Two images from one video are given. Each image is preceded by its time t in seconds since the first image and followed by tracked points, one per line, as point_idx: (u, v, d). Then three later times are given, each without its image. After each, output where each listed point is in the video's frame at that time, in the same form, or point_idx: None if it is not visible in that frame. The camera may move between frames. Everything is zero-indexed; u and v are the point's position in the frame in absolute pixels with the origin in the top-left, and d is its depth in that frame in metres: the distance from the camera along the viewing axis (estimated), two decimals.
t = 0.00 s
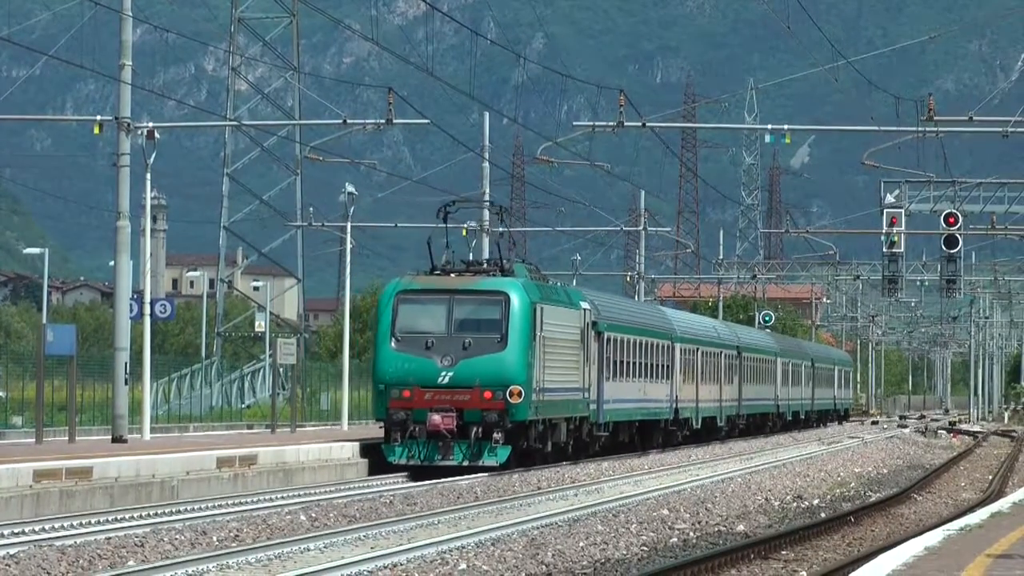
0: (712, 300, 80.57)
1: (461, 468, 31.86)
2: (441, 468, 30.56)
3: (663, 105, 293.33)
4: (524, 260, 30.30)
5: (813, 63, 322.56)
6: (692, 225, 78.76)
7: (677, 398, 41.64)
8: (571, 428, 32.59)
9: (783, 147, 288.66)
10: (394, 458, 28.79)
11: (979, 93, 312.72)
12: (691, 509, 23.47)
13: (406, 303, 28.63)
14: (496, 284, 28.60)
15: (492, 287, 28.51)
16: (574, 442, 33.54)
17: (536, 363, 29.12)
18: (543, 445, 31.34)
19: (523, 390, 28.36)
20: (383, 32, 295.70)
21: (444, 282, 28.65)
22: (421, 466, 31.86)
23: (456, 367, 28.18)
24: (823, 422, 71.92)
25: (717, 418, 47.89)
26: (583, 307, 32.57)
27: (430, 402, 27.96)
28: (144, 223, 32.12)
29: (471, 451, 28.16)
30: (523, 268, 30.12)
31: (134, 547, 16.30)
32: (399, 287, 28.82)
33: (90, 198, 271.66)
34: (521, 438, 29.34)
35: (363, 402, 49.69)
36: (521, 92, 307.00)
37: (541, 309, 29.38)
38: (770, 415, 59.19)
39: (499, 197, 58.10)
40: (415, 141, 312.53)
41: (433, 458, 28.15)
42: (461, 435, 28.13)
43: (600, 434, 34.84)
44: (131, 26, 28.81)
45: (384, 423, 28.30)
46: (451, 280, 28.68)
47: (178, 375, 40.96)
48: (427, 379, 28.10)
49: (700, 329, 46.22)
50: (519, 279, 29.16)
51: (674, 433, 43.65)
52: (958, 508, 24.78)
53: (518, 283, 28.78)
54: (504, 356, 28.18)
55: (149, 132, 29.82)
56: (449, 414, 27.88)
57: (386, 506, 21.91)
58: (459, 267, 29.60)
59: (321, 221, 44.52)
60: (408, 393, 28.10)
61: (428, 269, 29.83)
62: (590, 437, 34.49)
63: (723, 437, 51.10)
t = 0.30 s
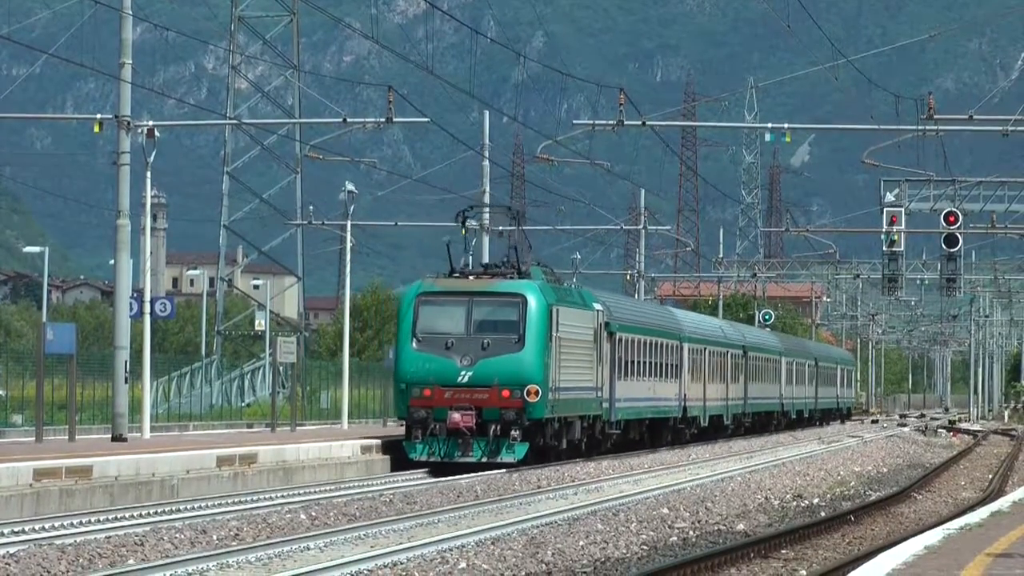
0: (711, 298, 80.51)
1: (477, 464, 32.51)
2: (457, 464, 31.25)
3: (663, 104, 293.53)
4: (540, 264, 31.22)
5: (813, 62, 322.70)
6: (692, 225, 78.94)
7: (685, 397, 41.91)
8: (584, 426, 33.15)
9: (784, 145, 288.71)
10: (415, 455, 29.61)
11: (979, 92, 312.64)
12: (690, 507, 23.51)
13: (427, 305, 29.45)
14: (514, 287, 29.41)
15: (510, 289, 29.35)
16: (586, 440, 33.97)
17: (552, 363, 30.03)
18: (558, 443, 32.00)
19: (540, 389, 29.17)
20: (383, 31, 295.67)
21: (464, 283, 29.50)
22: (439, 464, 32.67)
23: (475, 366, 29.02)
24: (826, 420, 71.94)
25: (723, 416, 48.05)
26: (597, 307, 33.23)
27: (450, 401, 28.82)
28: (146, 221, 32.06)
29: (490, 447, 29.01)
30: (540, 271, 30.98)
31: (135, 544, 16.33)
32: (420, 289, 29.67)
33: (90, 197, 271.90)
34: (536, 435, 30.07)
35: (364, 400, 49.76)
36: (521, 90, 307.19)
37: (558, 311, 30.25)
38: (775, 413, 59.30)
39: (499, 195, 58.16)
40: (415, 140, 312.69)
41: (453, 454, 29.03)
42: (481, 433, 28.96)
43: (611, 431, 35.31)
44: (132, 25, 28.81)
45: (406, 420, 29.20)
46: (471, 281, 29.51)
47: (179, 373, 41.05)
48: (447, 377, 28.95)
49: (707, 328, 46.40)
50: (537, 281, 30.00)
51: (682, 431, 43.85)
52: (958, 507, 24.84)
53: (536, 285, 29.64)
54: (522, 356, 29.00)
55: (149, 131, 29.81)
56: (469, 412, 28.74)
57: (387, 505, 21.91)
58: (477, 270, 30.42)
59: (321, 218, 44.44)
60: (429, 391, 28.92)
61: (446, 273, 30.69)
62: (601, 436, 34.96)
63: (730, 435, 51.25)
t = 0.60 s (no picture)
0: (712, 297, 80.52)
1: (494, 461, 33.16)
2: (473, 461, 31.87)
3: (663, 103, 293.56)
4: (555, 267, 32.03)
5: (813, 61, 322.63)
6: (692, 225, 79.04)
7: (692, 395, 42.38)
8: (596, 425, 33.88)
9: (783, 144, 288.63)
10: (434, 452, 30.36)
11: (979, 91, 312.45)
12: (690, 505, 23.56)
13: (446, 306, 30.21)
14: (531, 289, 30.16)
15: (527, 292, 30.07)
16: (597, 438, 34.58)
17: (568, 362, 30.72)
18: (571, 441, 32.67)
19: (556, 388, 29.92)
20: (383, 30, 295.75)
21: (481, 286, 30.25)
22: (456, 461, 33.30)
23: (494, 366, 29.72)
24: (828, 419, 71.93)
25: (728, 415, 48.37)
26: (609, 309, 33.95)
27: (469, 400, 29.51)
28: (146, 220, 32.05)
29: (507, 445, 29.61)
30: (553, 274, 31.78)
31: (133, 544, 16.32)
32: (440, 291, 30.41)
33: (91, 196, 271.99)
34: (552, 434, 30.76)
35: (365, 400, 49.72)
36: (521, 89, 307.25)
37: (573, 311, 30.98)
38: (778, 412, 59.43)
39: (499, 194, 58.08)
40: (415, 139, 312.73)
41: (472, 451, 29.67)
42: (498, 431, 29.63)
43: (621, 430, 36.03)
44: (132, 25, 28.83)
45: (425, 419, 29.87)
46: (489, 284, 30.27)
47: (179, 372, 41.08)
48: (465, 377, 29.66)
49: (713, 327, 46.67)
50: (552, 284, 30.76)
51: (690, 429, 44.37)
52: (958, 507, 24.84)
53: (552, 287, 30.39)
54: (538, 357, 29.72)
55: (149, 131, 29.82)
56: (487, 410, 29.44)
57: (387, 504, 21.94)
58: (494, 273, 31.26)
59: (321, 218, 44.46)
60: (447, 391, 29.62)
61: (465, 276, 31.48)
62: (611, 434, 35.60)
63: (735, 434, 51.48)
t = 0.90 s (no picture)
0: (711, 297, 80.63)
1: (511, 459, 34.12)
2: (490, 459, 32.95)
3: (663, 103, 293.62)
4: (570, 270, 33.02)
5: (812, 61, 322.63)
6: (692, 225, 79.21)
7: (700, 396, 43.15)
8: (608, 423, 34.87)
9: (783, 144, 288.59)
10: (453, 450, 31.48)
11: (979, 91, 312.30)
12: (690, 506, 23.53)
13: (465, 309, 31.27)
14: (545, 292, 31.22)
15: (540, 295, 31.13)
16: (610, 437, 35.61)
17: (582, 363, 31.79)
18: (585, 439, 33.70)
19: (570, 387, 30.96)
20: (384, 30, 295.91)
21: (498, 290, 31.30)
22: (475, 458, 34.30)
23: (511, 366, 30.78)
24: (831, 419, 71.93)
25: (734, 414, 48.83)
26: (621, 312, 34.98)
27: (486, 399, 30.59)
28: (145, 219, 32.05)
29: (523, 443, 30.76)
30: (568, 277, 32.80)
31: (134, 543, 16.32)
32: (458, 294, 31.48)
33: (90, 196, 271.96)
34: (567, 432, 31.86)
35: (365, 400, 49.79)
36: (521, 89, 307.35)
37: (586, 315, 32.04)
38: (782, 412, 59.51)
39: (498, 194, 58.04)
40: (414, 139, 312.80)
41: (490, 449, 30.85)
42: (515, 429, 30.75)
43: (633, 428, 37.03)
44: (132, 24, 28.86)
45: (445, 419, 31.01)
46: (506, 288, 31.30)
47: (179, 372, 41.08)
48: (483, 378, 30.73)
49: (719, 328, 47.17)
50: (566, 287, 31.79)
51: (699, 428, 45.11)
52: (958, 506, 24.84)
53: (566, 290, 31.44)
54: (553, 357, 30.79)
55: (148, 131, 29.85)
56: (504, 410, 30.52)
57: (387, 503, 21.94)
58: (511, 277, 32.36)
59: (320, 218, 44.53)
60: (466, 391, 30.73)
61: (483, 279, 32.52)
62: (623, 431, 36.61)
63: (741, 433, 51.84)
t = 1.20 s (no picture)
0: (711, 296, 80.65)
1: (528, 456, 34.62)
2: (507, 456, 33.43)
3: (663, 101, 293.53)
4: (584, 272, 33.48)
5: (813, 60, 322.43)
6: (692, 225, 79.27)
7: (708, 394, 43.54)
8: (620, 422, 35.37)
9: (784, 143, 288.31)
10: (471, 447, 32.08)
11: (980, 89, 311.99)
12: (691, 505, 23.45)
13: (484, 310, 31.83)
14: (560, 294, 31.80)
15: (555, 297, 31.71)
16: (621, 435, 36.10)
17: (597, 363, 32.31)
18: (599, 437, 34.23)
19: (585, 387, 31.53)
20: (384, 29, 295.89)
21: (515, 291, 31.86)
22: (493, 456, 34.85)
23: (527, 366, 31.38)
24: (833, 417, 71.85)
25: (741, 413, 49.06)
26: (632, 313, 35.49)
27: (504, 397, 31.16)
28: (145, 217, 32.03)
29: (540, 441, 31.38)
30: (584, 279, 33.37)
31: (133, 542, 16.29)
32: (476, 296, 32.03)
33: (91, 195, 271.90)
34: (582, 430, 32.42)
35: (364, 399, 49.79)
36: (521, 88, 307.28)
37: (601, 316, 32.60)
38: (785, 411, 59.43)
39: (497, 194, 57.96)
40: (414, 138, 312.67)
41: (506, 447, 31.47)
42: (532, 427, 31.34)
43: (643, 427, 37.50)
44: (132, 23, 28.84)
45: (462, 417, 31.56)
46: (522, 290, 31.89)
47: (180, 371, 41.05)
48: (500, 377, 31.31)
49: (727, 328, 47.44)
50: (581, 289, 32.34)
51: (706, 426, 45.51)
52: (959, 505, 24.71)
53: (582, 293, 31.99)
54: (569, 358, 31.35)
55: (148, 130, 29.85)
56: (521, 408, 31.11)
57: (387, 503, 21.89)
58: (526, 278, 32.86)
59: (320, 216, 44.46)
60: (483, 390, 31.30)
61: (499, 281, 33.10)
62: (634, 430, 37.09)
63: (747, 431, 52.01)
